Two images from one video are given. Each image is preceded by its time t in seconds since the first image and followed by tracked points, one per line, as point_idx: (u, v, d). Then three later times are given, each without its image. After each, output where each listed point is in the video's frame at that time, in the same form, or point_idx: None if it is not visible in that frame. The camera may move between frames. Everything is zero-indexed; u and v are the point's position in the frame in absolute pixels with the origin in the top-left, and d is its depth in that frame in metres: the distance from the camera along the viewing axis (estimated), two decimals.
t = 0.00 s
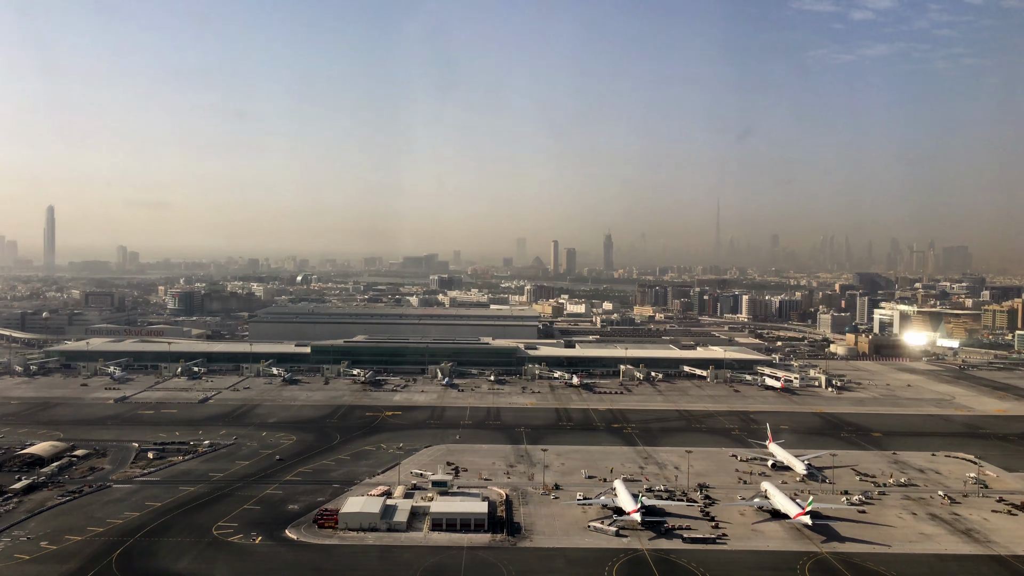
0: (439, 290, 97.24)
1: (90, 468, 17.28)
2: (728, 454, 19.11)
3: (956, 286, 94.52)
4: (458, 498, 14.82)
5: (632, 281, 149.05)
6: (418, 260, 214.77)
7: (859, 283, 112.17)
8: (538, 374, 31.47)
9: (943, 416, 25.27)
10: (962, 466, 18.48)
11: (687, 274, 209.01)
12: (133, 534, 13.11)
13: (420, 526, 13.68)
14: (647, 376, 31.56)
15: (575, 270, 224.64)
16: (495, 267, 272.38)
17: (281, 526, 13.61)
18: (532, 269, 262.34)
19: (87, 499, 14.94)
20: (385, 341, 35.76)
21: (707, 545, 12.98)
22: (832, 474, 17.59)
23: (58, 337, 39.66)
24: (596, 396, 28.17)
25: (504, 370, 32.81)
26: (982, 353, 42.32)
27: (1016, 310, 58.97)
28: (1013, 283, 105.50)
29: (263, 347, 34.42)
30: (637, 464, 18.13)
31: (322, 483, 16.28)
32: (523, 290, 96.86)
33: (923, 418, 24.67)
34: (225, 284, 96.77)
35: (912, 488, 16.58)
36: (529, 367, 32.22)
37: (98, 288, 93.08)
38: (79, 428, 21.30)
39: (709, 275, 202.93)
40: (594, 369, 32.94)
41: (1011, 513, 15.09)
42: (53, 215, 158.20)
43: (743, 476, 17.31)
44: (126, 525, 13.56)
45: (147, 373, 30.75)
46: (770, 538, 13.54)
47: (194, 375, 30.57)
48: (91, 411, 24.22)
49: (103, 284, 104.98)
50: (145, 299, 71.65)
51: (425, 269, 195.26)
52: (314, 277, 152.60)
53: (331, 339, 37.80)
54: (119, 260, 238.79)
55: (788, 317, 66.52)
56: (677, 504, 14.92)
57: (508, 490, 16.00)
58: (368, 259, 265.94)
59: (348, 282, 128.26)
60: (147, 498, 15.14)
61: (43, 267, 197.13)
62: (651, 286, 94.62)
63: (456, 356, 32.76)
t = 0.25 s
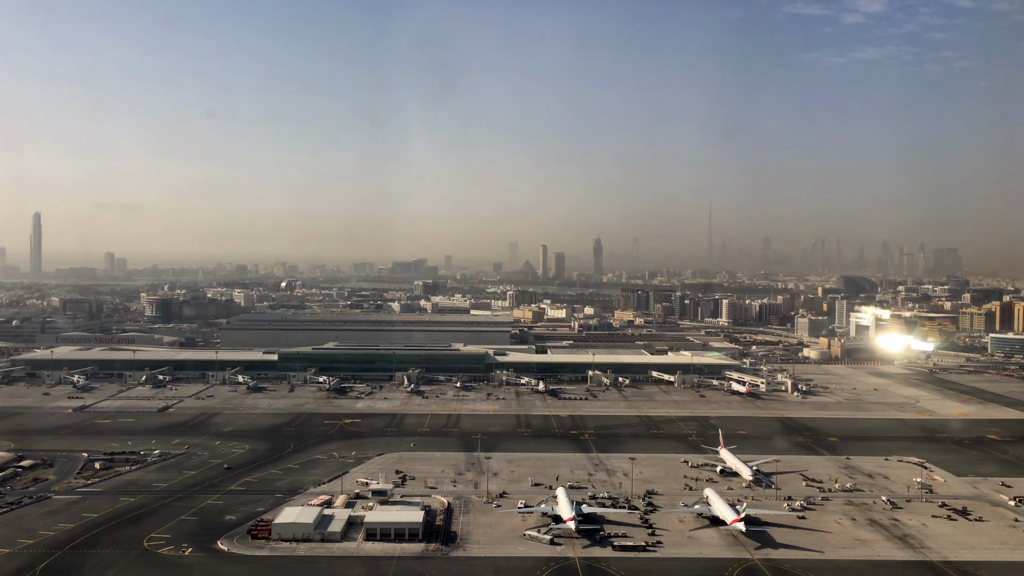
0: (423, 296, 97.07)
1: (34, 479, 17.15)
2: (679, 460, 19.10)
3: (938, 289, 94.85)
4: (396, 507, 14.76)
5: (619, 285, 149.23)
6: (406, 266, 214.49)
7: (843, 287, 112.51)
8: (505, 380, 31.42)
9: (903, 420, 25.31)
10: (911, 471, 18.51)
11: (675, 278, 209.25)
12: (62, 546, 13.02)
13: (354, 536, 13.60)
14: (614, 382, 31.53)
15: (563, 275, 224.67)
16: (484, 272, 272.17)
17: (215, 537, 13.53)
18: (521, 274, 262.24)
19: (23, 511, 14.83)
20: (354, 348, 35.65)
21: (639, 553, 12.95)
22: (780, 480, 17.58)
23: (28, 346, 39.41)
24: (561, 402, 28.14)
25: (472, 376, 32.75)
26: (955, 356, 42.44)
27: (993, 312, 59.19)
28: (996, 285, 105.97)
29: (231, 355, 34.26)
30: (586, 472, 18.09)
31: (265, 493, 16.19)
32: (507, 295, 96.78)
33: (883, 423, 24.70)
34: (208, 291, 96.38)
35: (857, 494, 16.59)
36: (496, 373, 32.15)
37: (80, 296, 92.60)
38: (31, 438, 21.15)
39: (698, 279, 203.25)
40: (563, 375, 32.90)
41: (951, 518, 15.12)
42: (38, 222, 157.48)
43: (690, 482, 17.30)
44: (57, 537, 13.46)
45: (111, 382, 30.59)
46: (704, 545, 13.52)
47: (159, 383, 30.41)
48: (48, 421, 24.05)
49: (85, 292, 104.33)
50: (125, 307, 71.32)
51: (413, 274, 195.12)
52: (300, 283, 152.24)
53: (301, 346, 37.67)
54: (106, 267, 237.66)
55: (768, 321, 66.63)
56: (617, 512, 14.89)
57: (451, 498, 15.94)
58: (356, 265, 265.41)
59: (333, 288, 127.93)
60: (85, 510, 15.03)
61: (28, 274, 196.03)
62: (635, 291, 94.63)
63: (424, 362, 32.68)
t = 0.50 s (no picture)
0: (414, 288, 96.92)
1: None
2: (641, 454, 19.12)
3: (929, 281, 94.98)
4: (348, 502, 14.76)
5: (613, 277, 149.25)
6: (401, 258, 214.35)
7: (834, 280, 112.60)
8: (481, 373, 31.42)
9: (873, 413, 25.33)
10: (871, 465, 18.55)
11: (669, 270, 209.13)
12: (7, 541, 12.99)
13: (302, 532, 13.60)
14: (591, 375, 31.53)
15: (557, 267, 224.50)
16: (480, 264, 272.06)
17: (161, 532, 13.51)
18: (516, 265, 262.16)
19: None
20: (332, 341, 35.62)
21: (584, 548, 12.97)
22: (738, 474, 17.61)
23: (7, 338, 39.31)
24: (534, 396, 28.14)
25: (449, 369, 32.74)
26: (936, 349, 42.48)
27: (979, 305, 59.24)
28: (986, 278, 106.12)
29: (209, 348, 34.21)
30: (546, 466, 18.10)
31: (221, 487, 16.18)
32: (497, 287, 96.67)
33: (853, 416, 24.73)
34: (198, 283, 96.26)
35: (812, 488, 16.62)
36: (473, 366, 32.14)
37: (69, 288, 92.35)
38: None
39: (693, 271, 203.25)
40: (540, 368, 32.89)
41: (902, 512, 15.15)
42: (32, 213, 157.22)
43: (648, 477, 17.32)
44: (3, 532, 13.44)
45: (86, 375, 30.54)
46: (651, 540, 13.54)
47: (134, 376, 30.37)
48: (16, 414, 24.00)
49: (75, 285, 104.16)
50: (112, 300, 71.19)
51: (408, 265, 194.98)
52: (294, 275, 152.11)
53: (280, 339, 37.61)
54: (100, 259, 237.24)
55: (755, 314, 66.64)
56: (569, 507, 14.90)
57: (406, 493, 15.94)
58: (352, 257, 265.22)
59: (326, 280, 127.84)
60: (37, 505, 15.00)
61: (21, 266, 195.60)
62: (626, 283, 94.54)
63: (401, 355, 32.66)
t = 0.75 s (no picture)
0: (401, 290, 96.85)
1: None
2: (595, 458, 19.13)
3: (916, 281, 95.18)
4: (290, 509, 14.73)
5: (603, 277, 149.34)
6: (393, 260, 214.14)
7: (824, 282, 112.77)
8: (452, 377, 31.41)
9: (838, 415, 25.36)
10: (824, 467, 18.57)
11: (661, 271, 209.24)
12: None
13: (239, 540, 13.55)
14: (561, 378, 31.54)
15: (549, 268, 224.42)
16: (472, 266, 272.01)
17: (98, 541, 13.48)
18: (509, 267, 262.20)
19: None
20: (305, 345, 35.57)
21: (520, 554, 12.94)
22: (689, 479, 17.61)
23: None
24: (502, 400, 28.14)
25: (420, 373, 32.73)
26: (913, 349, 42.55)
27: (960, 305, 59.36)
28: (974, 278, 106.35)
29: (181, 353, 34.16)
30: (498, 471, 18.09)
31: (167, 495, 16.15)
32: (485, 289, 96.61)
33: (816, 418, 24.76)
34: (185, 287, 96.17)
35: (761, 492, 16.63)
36: (444, 370, 32.15)
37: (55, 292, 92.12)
38: None
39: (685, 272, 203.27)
40: (511, 371, 32.90)
41: (845, 515, 15.17)
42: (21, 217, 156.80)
43: (598, 481, 17.32)
44: None
45: (54, 381, 30.46)
46: (589, 545, 13.53)
47: (102, 382, 30.30)
48: None
49: (63, 290, 103.83)
50: (96, 304, 71.05)
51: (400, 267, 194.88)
52: (285, 278, 152.07)
53: (255, 344, 37.55)
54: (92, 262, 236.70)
55: (739, 315, 66.70)
56: (512, 512, 14.89)
57: (352, 499, 15.92)
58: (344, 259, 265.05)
59: (316, 283, 127.77)
60: None
61: (12, 270, 195.03)
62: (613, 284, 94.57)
63: (372, 359, 32.63)
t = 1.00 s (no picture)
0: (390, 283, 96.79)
1: None
2: (555, 452, 19.14)
3: (905, 271, 95.21)
4: (240, 504, 14.74)
5: (595, 268, 149.40)
6: (386, 252, 213.95)
7: (815, 272, 112.91)
8: (426, 369, 31.42)
9: (807, 407, 25.39)
10: (783, 459, 18.60)
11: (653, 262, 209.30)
12: None
13: (185, 536, 13.56)
14: (536, 370, 31.56)
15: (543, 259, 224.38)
16: (466, 258, 271.84)
17: (44, 537, 13.47)
18: (502, 258, 262.10)
19: None
20: (282, 339, 35.53)
21: (464, 549, 12.96)
22: (646, 472, 17.64)
23: None
24: (474, 392, 28.15)
25: (395, 366, 32.72)
26: (892, 340, 42.62)
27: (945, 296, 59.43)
28: (963, 268, 106.53)
29: (157, 347, 34.12)
30: (457, 465, 18.11)
31: (122, 490, 16.14)
32: (474, 280, 96.56)
33: (784, 410, 24.80)
34: (174, 280, 96.04)
35: (716, 484, 16.66)
36: (419, 363, 32.16)
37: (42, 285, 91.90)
38: None
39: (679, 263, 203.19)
40: (487, 364, 32.92)
41: (796, 508, 15.20)
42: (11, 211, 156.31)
43: (554, 475, 17.34)
44: None
45: (27, 376, 30.41)
46: (535, 539, 13.55)
47: (75, 376, 30.26)
48: None
49: (53, 284, 103.64)
50: (82, 298, 70.93)
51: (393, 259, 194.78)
52: (277, 270, 151.98)
53: (232, 337, 37.54)
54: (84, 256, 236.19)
55: (725, 306, 66.75)
56: (463, 507, 14.90)
57: (305, 494, 15.92)
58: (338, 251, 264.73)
59: (308, 276, 127.63)
60: None
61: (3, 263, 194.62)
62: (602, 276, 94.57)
63: (347, 352, 32.61)
